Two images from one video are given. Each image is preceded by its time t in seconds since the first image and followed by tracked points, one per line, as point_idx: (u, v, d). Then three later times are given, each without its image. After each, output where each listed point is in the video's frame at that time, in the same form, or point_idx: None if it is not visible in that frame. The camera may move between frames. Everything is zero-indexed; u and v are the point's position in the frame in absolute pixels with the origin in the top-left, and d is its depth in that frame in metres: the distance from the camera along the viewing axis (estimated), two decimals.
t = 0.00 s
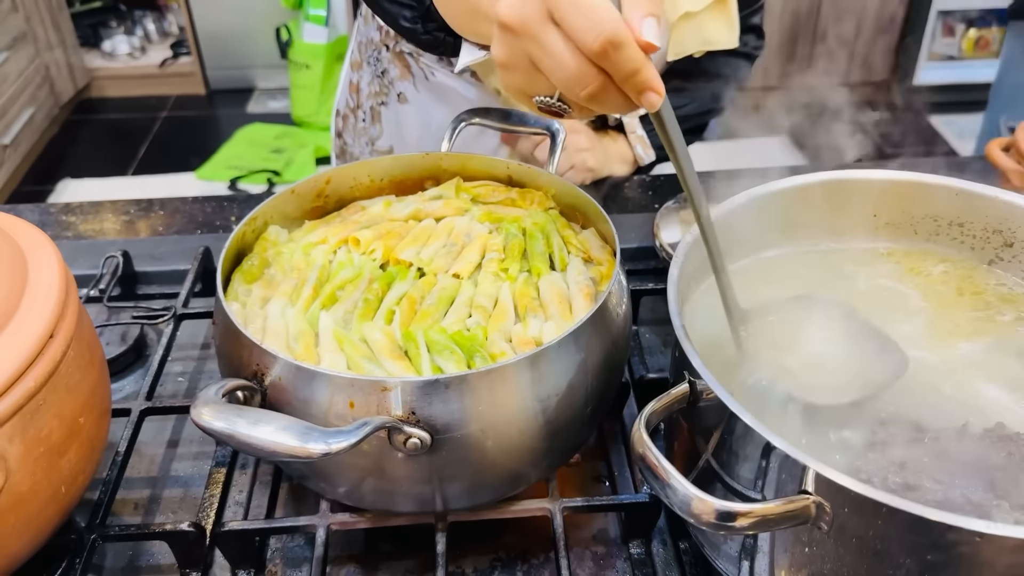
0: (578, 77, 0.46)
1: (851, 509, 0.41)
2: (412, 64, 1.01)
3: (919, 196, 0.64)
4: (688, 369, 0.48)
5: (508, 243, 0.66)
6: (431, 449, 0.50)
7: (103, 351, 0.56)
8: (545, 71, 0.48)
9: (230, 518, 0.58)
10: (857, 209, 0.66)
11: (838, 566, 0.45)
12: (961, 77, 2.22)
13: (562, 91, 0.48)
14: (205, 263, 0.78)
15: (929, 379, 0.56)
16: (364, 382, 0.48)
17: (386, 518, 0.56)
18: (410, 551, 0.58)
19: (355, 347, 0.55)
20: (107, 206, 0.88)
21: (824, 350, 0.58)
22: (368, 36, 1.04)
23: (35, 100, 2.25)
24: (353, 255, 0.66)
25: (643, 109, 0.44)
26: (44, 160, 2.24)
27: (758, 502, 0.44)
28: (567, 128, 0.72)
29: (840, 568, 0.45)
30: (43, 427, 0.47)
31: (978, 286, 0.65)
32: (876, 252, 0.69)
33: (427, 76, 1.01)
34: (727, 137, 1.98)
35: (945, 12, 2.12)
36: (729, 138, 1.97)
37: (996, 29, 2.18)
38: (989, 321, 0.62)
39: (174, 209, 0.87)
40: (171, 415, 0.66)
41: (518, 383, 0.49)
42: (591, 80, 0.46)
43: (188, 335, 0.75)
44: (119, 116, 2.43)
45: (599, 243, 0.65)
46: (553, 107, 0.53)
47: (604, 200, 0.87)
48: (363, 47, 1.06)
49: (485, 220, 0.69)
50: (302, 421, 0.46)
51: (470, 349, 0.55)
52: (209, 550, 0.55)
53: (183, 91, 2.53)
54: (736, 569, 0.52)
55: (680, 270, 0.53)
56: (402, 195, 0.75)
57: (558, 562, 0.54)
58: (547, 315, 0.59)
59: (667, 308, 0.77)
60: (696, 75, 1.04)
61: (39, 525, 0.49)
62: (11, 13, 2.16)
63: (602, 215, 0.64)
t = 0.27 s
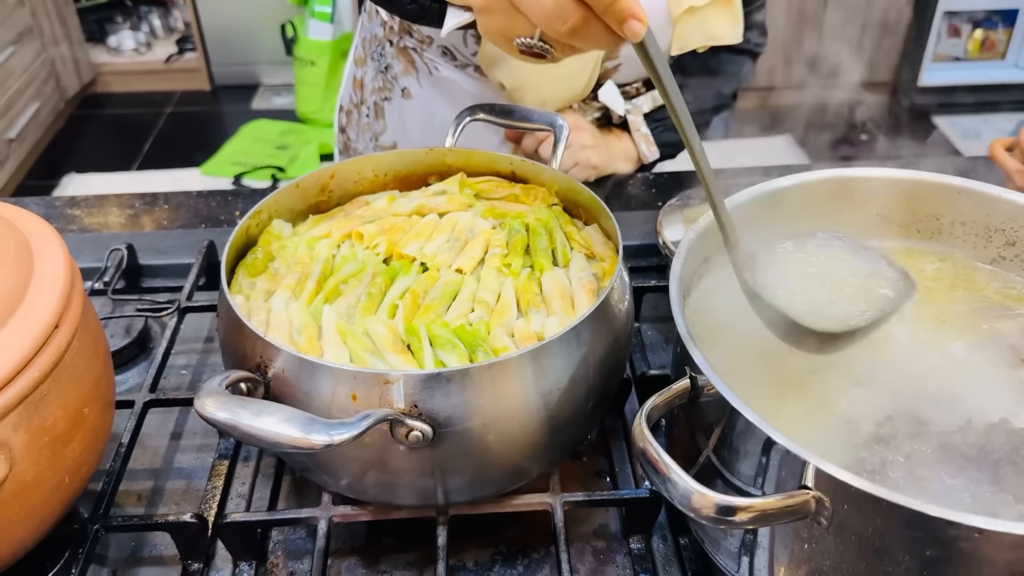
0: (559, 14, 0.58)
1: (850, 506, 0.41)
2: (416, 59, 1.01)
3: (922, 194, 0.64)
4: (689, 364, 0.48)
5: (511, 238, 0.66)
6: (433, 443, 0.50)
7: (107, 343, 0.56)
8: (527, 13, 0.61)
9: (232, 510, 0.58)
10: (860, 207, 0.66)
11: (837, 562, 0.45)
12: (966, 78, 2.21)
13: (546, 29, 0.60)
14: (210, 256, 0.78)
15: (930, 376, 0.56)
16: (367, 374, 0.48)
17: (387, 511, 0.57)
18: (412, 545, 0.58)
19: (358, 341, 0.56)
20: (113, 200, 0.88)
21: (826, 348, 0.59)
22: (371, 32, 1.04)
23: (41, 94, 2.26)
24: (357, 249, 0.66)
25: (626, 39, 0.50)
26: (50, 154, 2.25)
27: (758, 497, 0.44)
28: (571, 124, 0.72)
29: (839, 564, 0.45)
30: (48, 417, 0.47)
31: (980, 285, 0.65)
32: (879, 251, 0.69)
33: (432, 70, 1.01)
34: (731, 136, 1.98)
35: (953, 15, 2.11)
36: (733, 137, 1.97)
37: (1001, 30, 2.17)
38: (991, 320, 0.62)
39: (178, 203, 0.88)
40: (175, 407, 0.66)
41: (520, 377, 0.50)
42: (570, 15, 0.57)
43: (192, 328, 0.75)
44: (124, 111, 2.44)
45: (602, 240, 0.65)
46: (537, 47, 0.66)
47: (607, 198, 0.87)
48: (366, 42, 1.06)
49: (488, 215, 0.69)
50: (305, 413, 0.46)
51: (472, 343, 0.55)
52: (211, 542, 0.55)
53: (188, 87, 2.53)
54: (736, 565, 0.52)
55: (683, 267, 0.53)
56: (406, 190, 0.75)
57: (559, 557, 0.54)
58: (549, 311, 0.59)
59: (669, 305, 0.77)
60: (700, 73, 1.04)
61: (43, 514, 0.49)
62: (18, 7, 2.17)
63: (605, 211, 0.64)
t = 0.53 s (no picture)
0: None
1: (850, 505, 0.41)
2: (418, 54, 1.03)
3: (926, 192, 0.63)
4: (689, 362, 0.48)
5: (512, 236, 0.66)
6: (432, 439, 0.50)
7: (107, 339, 0.56)
8: None
9: (231, 506, 0.58)
10: (864, 205, 0.65)
11: (837, 562, 0.45)
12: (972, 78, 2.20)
13: None
14: (211, 253, 0.78)
15: (932, 376, 0.56)
16: (366, 370, 0.48)
17: (386, 508, 0.57)
18: (410, 542, 0.58)
19: (357, 337, 0.56)
20: (115, 196, 0.88)
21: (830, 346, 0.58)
22: (373, 27, 1.04)
23: (46, 90, 2.26)
24: (358, 246, 0.66)
25: None
26: (55, 150, 2.25)
27: (758, 496, 0.44)
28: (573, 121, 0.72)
29: (839, 564, 0.45)
30: (46, 411, 0.47)
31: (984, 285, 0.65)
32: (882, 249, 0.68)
33: (434, 65, 1.04)
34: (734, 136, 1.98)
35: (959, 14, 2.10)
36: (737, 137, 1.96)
37: (1008, 30, 2.15)
38: (994, 320, 0.61)
39: (181, 199, 0.88)
40: (175, 403, 0.66)
41: (520, 375, 0.50)
42: None
43: (193, 324, 0.75)
44: (129, 107, 2.44)
45: (603, 237, 0.65)
46: None
47: (610, 196, 0.87)
48: (368, 38, 1.05)
49: (490, 212, 0.69)
50: (303, 408, 0.46)
51: (472, 340, 0.55)
52: (210, 538, 0.55)
53: (193, 84, 2.54)
54: (735, 564, 0.52)
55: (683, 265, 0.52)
56: (408, 186, 0.75)
57: (558, 555, 0.54)
58: (550, 308, 0.59)
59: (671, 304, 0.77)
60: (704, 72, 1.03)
61: (41, 509, 0.49)
62: (23, 4, 2.18)
63: (606, 208, 0.64)
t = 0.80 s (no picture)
0: None
1: (855, 506, 0.41)
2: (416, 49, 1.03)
3: (932, 193, 0.63)
4: (693, 362, 0.48)
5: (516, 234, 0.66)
6: (435, 438, 0.50)
7: (110, 336, 0.56)
8: None
9: (234, 504, 0.58)
10: (869, 205, 0.65)
11: (841, 563, 0.45)
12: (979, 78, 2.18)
13: None
14: (215, 251, 0.78)
15: (937, 377, 0.55)
16: (369, 369, 0.48)
17: (389, 507, 0.56)
18: (413, 541, 0.58)
19: (361, 336, 0.56)
20: (119, 193, 0.88)
21: (834, 346, 0.58)
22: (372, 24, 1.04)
23: (51, 88, 2.27)
24: (362, 244, 0.66)
25: None
26: (60, 147, 2.26)
27: (762, 497, 0.44)
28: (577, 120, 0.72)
29: (843, 565, 0.45)
30: (49, 408, 0.47)
31: (990, 285, 0.64)
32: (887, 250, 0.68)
33: (430, 60, 1.03)
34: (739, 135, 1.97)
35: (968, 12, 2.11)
36: (742, 136, 1.96)
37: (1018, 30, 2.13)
38: (1000, 320, 0.61)
39: (185, 197, 0.88)
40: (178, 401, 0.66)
41: (523, 374, 0.49)
42: None
43: (197, 322, 0.75)
44: (134, 105, 2.44)
45: (607, 236, 0.65)
46: None
47: (614, 195, 0.87)
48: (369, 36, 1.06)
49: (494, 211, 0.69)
50: (305, 407, 0.46)
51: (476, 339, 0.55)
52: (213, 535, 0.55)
53: (198, 82, 2.54)
54: (738, 565, 0.52)
55: (688, 263, 0.52)
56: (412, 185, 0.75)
57: (560, 555, 0.54)
58: (553, 307, 0.59)
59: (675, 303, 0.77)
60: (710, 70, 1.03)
61: (43, 506, 0.49)
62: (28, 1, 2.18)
63: (611, 207, 0.64)
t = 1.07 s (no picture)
0: None
1: (863, 508, 0.41)
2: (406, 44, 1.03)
3: (938, 192, 0.62)
4: (700, 362, 0.47)
5: (522, 232, 0.66)
6: (440, 438, 0.49)
7: (114, 334, 0.56)
8: None
9: (238, 503, 0.58)
10: (876, 205, 0.65)
11: (849, 565, 0.44)
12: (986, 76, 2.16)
13: None
14: (219, 249, 0.78)
15: (946, 378, 0.55)
16: (373, 368, 0.47)
17: (393, 506, 0.56)
18: (417, 541, 0.57)
19: (365, 336, 0.55)
20: (123, 191, 0.88)
21: (843, 346, 0.58)
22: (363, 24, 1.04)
23: (56, 86, 2.27)
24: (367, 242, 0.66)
25: None
26: (64, 144, 2.26)
27: (769, 498, 0.43)
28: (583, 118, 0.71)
29: (851, 567, 0.44)
30: (53, 407, 0.47)
31: (999, 286, 0.64)
32: (896, 248, 0.67)
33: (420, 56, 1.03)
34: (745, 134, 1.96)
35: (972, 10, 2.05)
36: (747, 135, 1.95)
37: None
38: (1009, 321, 0.60)
39: (189, 194, 0.87)
40: (182, 399, 0.66)
41: (528, 374, 0.49)
42: None
43: (201, 320, 0.75)
44: (139, 102, 2.44)
45: (613, 235, 0.65)
46: None
47: (620, 193, 0.86)
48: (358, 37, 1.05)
49: (499, 209, 0.68)
50: (310, 407, 0.46)
51: (481, 339, 0.55)
52: (216, 535, 0.55)
53: (202, 80, 2.54)
54: (745, 567, 0.51)
55: (695, 262, 0.52)
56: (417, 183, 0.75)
57: (565, 555, 0.53)
58: (559, 307, 0.58)
59: (680, 302, 0.76)
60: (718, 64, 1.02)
61: (46, 505, 0.49)
62: None
63: (617, 206, 0.63)
